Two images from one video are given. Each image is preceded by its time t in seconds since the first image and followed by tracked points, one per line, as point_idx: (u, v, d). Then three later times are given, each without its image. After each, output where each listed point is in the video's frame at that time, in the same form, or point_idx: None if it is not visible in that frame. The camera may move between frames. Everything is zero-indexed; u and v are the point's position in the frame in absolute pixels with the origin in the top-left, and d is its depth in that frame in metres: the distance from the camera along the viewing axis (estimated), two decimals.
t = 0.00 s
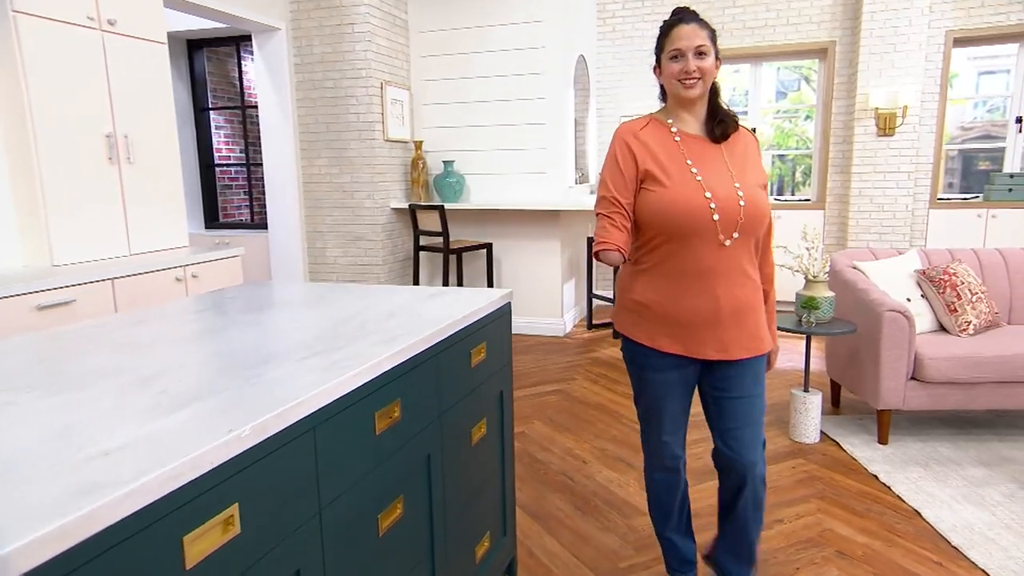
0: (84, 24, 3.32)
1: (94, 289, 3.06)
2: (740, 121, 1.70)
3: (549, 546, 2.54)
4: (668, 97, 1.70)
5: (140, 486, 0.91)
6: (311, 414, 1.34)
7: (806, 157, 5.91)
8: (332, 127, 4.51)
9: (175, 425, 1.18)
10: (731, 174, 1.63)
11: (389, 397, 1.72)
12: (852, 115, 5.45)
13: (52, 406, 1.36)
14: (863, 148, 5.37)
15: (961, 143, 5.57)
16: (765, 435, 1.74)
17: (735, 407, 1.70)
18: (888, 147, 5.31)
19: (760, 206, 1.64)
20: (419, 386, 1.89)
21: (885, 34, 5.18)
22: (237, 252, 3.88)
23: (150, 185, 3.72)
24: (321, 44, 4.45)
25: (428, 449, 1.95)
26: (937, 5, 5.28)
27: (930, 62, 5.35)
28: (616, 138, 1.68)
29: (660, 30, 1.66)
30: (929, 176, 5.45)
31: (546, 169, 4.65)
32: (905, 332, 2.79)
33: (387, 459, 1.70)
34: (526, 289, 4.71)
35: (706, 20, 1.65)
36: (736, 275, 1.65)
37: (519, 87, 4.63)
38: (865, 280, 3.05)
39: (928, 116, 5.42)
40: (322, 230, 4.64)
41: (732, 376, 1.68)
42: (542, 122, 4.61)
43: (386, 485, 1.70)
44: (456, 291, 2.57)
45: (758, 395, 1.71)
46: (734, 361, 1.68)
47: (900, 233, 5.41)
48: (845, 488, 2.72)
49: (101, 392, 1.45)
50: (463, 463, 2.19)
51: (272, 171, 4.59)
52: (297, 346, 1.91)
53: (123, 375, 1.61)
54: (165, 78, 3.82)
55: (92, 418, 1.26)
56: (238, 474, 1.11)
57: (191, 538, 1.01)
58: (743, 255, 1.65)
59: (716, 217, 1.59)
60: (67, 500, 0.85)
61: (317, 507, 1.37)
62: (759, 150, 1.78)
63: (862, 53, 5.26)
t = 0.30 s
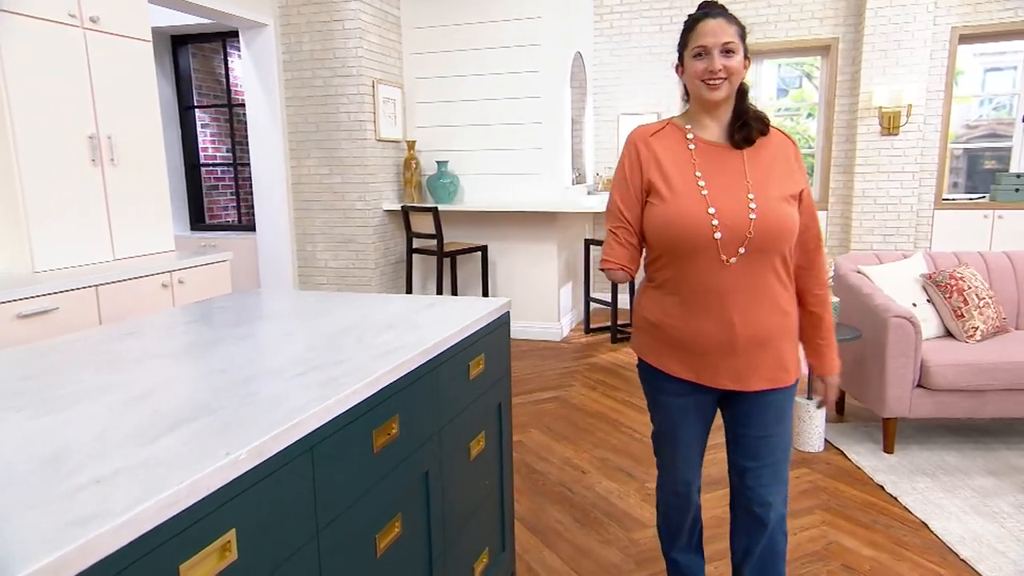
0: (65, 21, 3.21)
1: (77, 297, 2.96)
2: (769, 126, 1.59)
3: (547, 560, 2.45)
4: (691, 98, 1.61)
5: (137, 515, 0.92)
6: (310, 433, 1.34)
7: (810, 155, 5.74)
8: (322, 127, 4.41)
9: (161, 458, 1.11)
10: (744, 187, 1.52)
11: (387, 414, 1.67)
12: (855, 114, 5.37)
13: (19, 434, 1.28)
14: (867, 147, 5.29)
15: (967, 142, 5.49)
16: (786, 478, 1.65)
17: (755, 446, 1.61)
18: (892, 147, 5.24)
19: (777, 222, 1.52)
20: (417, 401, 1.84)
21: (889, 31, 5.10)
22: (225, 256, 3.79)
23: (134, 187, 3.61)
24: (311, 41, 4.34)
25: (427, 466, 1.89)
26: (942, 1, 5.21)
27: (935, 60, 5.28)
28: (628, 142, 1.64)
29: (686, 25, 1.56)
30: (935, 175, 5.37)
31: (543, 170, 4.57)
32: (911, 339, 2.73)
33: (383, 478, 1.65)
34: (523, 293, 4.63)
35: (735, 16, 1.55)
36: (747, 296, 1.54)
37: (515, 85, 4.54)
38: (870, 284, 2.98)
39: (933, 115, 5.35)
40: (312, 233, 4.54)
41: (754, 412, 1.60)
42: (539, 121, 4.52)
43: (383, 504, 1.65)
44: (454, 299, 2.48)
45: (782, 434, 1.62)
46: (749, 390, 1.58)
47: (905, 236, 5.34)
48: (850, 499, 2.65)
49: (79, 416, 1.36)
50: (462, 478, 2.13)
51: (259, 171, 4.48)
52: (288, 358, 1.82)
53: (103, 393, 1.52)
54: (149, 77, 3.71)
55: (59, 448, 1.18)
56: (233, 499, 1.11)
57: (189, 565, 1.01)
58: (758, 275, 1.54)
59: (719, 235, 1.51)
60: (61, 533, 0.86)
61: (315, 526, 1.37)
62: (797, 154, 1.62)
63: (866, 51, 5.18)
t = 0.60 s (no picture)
0: (34, 20, 3.09)
1: (48, 307, 2.86)
2: (797, 132, 1.48)
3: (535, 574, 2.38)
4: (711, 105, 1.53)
5: (120, 548, 0.88)
6: (295, 456, 1.29)
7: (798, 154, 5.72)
8: (303, 128, 4.31)
9: (141, 488, 1.06)
10: (751, 199, 1.45)
11: (375, 432, 1.61)
12: (844, 114, 5.34)
13: None
14: (857, 148, 5.26)
15: (956, 142, 5.47)
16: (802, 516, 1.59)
17: (772, 477, 1.56)
18: (882, 147, 5.22)
19: (784, 238, 1.43)
20: (406, 417, 1.78)
21: (878, 31, 5.07)
22: (202, 262, 3.70)
23: (108, 190, 3.51)
24: (290, 39, 4.25)
25: (415, 483, 1.83)
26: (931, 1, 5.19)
27: (924, 60, 5.26)
28: (642, 150, 1.62)
29: (705, 28, 1.48)
30: (925, 176, 5.36)
31: (529, 172, 4.51)
32: (903, 345, 2.69)
33: (370, 499, 1.59)
34: (510, 296, 4.57)
35: (761, 17, 1.46)
36: (750, 316, 1.47)
37: (500, 85, 4.47)
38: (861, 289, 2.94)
39: (922, 116, 5.33)
40: (293, 237, 4.45)
41: (769, 445, 1.53)
42: (525, 122, 4.46)
43: (371, 525, 1.59)
44: (442, 310, 2.41)
45: (800, 468, 1.55)
46: (754, 417, 1.51)
47: (895, 237, 5.31)
48: (842, 508, 2.61)
49: (43, 442, 1.29)
50: (451, 494, 2.07)
51: (238, 172, 4.38)
52: (269, 372, 1.75)
53: (71, 415, 1.44)
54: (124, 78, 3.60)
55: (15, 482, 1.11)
56: (221, 526, 1.08)
57: None
58: (763, 295, 1.46)
59: (716, 250, 1.45)
60: (45, 567, 0.84)
61: (300, 552, 1.33)
62: (831, 162, 1.50)
63: (855, 50, 5.14)
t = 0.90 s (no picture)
0: None
1: (15, 318, 2.76)
2: (794, 137, 1.43)
3: None
4: (707, 115, 1.48)
5: None
6: (279, 480, 1.25)
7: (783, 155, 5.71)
8: (280, 130, 4.23)
9: (118, 520, 1.01)
10: (740, 213, 1.39)
11: (359, 451, 1.56)
12: (828, 115, 5.34)
13: None
14: (842, 150, 5.26)
15: (939, 143, 5.49)
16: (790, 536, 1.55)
17: (758, 495, 1.52)
18: (866, 150, 5.22)
19: (772, 256, 1.36)
20: (392, 433, 1.73)
21: (861, 32, 5.08)
22: (177, 269, 3.61)
23: (78, 195, 3.41)
24: (267, 39, 4.16)
25: (400, 501, 1.78)
26: (913, 2, 5.20)
27: (907, 61, 5.27)
28: (635, 159, 1.58)
29: (694, 35, 1.44)
30: (908, 178, 5.37)
31: (512, 174, 4.46)
32: (887, 351, 2.68)
33: (354, 521, 1.54)
34: (494, 301, 4.52)
35: (751, 21, 1.41)
36: (734, 335, 1.42)
37: (483, 86, 4.41)
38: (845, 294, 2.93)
39: (906, 118, 5.34)
40: (270, 241, 4.37)
41: (756, 464, 1.50)
42: (507, 125, 4.41)
43: (355, 549, 1.54)
44: (426, 322, 2.36)
45: (788, 486, 1.51)
46: (734, 437, 1.47)
47: (880, 240, 5.31)
48: (828, 515, 2.59)
49: (6, 471, 1.22)
50: (437, 510, 2.02)
51: (214, 175, 4.29)
52: (247, 387, 1.69)
53: (35, 439, 1.37)
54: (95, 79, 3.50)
55: None
56: (204, 554, 1.05)
57: None
58: (748, 313, 1.41)
59: (700, 266, 1.40)
60: None
61: None
62: (831, 174, 1.42)
63: (839, 52, 5.14)
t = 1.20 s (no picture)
0: None
1: None
2: (776, 150, 1.40)
3: None
4: (688, 122, 1.45)
5: None
6: (272, 500, 1.22)
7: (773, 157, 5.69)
8: (264, 132, 4.17)
9: (106, 551, 0.97)
10: (724, 226, 1.37)
11: (353, 467, 1.52)
12: (819, 117, 5.33)
13: None
14: (832, 152, 5.26)
15: (929, 145, 5.49)
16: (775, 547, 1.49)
17: (734, 515, 1.48)
18: (857, 152, 5.22)
19: (755, 271, 1.35)
20: (386, 447, 1.70)
21: (852, 34, 5.07)
22: (161, 276, 3.55)
23: (58, 200, 3.34)
24: (251, 39, 4.10)
25: (394, 516, 1.74)
26: (903, 4, 5.20)
27: (897, 63, 5.27)
28: (613, 167, 1.53)
29: (676, 41, 1.42)
30: (898, 180, 5.37)
31: (501, 177, 4.42)
32: (879, 356, 2.66)
33: (347, 540, 1.50)
34: (483, 305, 4.48)
35: (731, 28, 1.38)
36: (719, 349, 1.40)
37: (472, 88, 4.37)
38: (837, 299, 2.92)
39: (895, 120, 5.34)
40: (255, 245, 4.31)
41: (733, 478, 1.47)
42: (496, 128, 4.37)
43: (348, 568, 1.50)
44: (417, 332, 2.32)
45: (767, 506, 1.47)
46: (717, 451, 1.44)
47: (871, 242, 5.31)
48: (822, 522, 2.58)
49: None
50: (429, 525, 1.99)
51: (195, 176, 4.21)
52: (236, 401, 1.64)
53: (13, 460, 1.32)
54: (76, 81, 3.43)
55: None
56: None
57: None
58: (732, 327, 1.39)
59: (685, 280, 1.37)
60: None
61: None
62: (810, 187, 1.41)
63: (829, 53, 5.14)
